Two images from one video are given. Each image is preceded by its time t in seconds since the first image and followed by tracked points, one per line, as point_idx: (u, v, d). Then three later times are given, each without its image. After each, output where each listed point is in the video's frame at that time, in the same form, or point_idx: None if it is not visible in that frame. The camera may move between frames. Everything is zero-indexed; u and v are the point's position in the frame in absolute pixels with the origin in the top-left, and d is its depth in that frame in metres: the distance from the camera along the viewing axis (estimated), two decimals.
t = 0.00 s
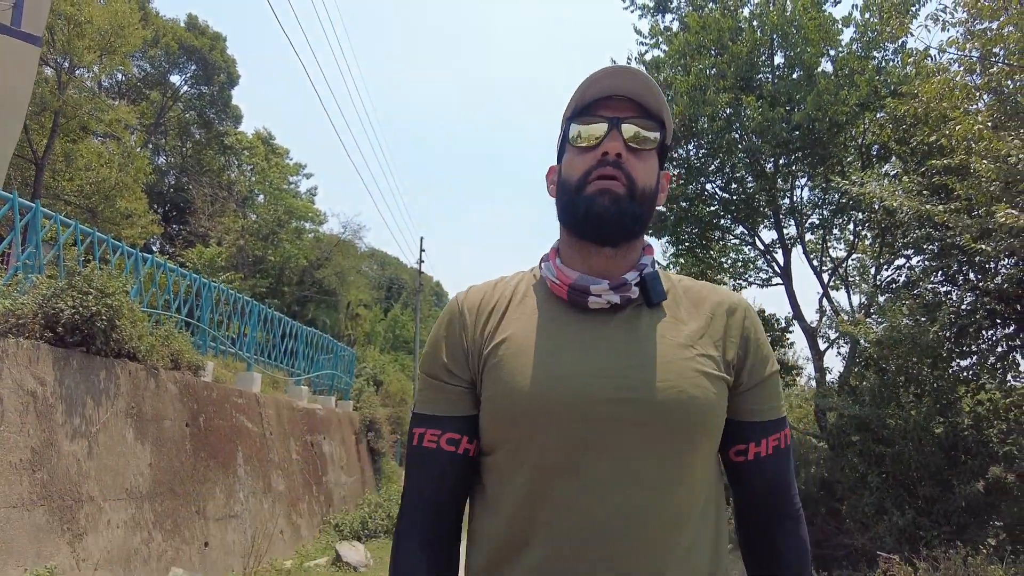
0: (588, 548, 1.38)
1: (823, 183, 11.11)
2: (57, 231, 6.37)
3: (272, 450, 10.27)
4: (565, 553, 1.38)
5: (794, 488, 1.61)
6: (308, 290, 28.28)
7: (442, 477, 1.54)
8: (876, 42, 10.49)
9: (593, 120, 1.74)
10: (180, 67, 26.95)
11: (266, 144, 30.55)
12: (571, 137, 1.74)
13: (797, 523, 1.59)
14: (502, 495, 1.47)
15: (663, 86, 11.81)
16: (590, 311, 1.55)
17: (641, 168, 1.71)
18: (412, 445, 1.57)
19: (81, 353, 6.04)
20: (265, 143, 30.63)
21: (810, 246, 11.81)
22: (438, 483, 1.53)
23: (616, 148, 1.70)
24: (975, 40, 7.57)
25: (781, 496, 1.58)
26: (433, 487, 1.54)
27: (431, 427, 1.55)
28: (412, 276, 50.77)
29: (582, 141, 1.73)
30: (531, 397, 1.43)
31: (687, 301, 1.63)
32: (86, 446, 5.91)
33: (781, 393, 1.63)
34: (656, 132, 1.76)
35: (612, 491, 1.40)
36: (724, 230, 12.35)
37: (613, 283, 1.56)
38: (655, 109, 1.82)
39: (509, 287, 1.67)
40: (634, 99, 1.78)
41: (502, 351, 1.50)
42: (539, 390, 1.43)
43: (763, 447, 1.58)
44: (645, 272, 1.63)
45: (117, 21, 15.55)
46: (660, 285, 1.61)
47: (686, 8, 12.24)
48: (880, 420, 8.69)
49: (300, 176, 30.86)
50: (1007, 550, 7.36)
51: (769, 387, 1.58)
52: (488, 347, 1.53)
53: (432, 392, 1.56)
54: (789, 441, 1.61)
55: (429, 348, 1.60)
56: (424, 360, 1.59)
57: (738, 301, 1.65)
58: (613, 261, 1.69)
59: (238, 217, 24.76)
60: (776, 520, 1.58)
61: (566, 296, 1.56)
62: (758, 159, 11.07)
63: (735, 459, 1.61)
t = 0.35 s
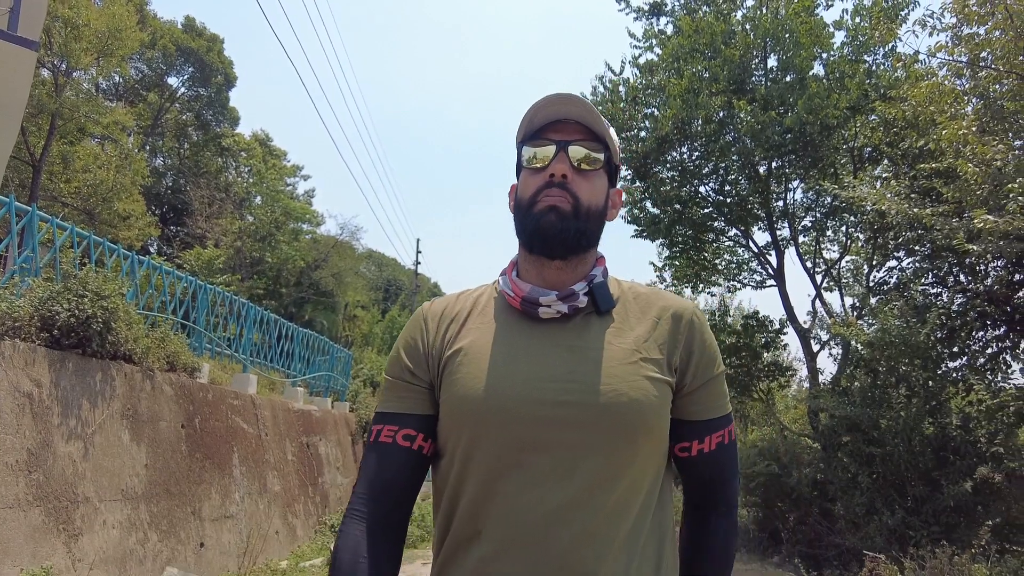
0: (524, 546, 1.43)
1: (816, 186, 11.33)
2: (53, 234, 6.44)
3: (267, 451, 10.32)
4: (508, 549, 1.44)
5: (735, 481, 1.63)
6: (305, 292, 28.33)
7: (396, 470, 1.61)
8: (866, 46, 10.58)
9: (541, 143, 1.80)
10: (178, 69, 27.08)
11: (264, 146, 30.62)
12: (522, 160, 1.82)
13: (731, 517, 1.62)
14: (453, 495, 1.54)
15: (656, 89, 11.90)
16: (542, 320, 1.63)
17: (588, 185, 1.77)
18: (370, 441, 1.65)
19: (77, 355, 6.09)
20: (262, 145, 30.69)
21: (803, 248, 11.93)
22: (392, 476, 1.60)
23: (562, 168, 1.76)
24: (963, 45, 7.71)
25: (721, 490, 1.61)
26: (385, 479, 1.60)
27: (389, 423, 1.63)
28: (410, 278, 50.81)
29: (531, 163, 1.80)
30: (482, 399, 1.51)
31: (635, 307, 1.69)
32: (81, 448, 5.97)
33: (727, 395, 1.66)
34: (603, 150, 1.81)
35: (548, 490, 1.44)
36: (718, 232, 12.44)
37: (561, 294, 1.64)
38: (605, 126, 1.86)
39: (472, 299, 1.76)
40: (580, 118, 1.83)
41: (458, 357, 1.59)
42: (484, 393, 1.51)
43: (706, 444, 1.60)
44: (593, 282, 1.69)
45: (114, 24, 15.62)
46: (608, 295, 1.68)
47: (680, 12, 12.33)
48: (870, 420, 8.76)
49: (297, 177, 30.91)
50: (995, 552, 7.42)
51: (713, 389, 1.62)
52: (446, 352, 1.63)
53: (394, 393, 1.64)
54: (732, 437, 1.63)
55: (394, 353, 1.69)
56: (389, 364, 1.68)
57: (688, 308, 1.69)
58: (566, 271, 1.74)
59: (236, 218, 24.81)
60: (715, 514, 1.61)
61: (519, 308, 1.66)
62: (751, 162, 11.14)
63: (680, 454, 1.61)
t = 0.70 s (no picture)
0: (502, 531, 1.52)
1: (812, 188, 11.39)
2: (55, 236, 6.53)
3: (266, 451, 10.40)
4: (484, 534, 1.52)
5: (693, 486, 1.78)
6: (304, 293, 28.41)
7: (391, 463, 1.64)
8: (860, 49, 10.68)
9: (522, 160, 1.89)
10: (178, 71, 27.23)
11: (264, 147, 30.72)
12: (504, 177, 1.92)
13: (695, 521, 1.75)
14: (433, 484, 1.61)
15: (653, 92, 11.98)
16: (522, 325, 1.71)
17: (564, 203, 1.86)
18: (363, 437, 1.66)
19: (78, 356, 6.17)
20: (262, 146, 30.79)
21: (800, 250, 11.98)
22: (388, 469, 1.64)
23: (539, 186, 1.86)
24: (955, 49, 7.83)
25: (682, 494, 1.74)
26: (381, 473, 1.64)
27: (383, 419, 1.65)
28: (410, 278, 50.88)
29: (512, 178, 1.89)
30: (464, 394, 1.58)
31: (606, 319, 1.80)
32: (83, 447, 6.04)
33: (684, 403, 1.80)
34: (581, 170, 1.88)
35: (526, 479, 1.53)
36: (715, 233, 12.51)
37: (542, 301, 1.72)
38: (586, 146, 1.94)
39: (456, 300, 1.82)
40: (562, 137, 1.89)
41: (444, 354, 1.65)
42: (469, 388, 1.58)
43: (666, 449, 1.74)
44: (571, 292, 1.78)
45: (115, 26, 15.70)
46: (583, 304, 1.77)
47: (677, 15, 12.42)
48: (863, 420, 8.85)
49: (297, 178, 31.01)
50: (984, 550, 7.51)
51: (674, 396, 1.76)
52: (433, 349, 1.68)
53: (383, 387, 1.67)
54: (690, 446, 1.78)
55: (382, 348, 1.72)
56: (377, 359, 1.71)
57: (650, 322, 1.82)
58: (542, 281, 1.82)
59: (235, 219, 24.89)
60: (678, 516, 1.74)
61: (503, 311, 1.72)
62: (747, 164, 11.22)
63: (642, 459, 1.76)
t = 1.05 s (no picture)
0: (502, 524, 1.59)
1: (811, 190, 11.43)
2: (59, 238, 6.62)
3: (268, 450, 10.47)
4: (478, 528, 1.59)
5: (673, 491, 1.84)
6: (304, 293, 28.49)
7: (390, 447, 1.68)
8: (857, 53, 10.76)
9: (521, 185, 1.97)
10: (178, 71, 27.40)
11: (264, 147, 30.81)
12: (507, 200, 2.00)
13: (673, 523, 1.80)
14: (430, 479, 1.66)
15: (652, 95, 12.05)
16: (525, 330, 1.79)
17: (561, 224, 1.93)
18: (367, 417, 1.70)
19: (83, 356, 6.24)
20: (263, 147, 30.88)
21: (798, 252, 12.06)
22: (386, 452, 1.67)
23: (537, 210, 1.93)
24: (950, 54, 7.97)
25: (659, 495, 1.82)
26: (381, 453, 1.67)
27: (388, 402, 1.69)
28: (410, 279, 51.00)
29: (513, 202, 1.97)
30: (466, 392, 1.65)
31: (601, 332, 1.90)
32: (87, 446, 6.12)
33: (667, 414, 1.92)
34: (577, 193, 1.94)
35: (522, 475, 1.61)
36: (714, 235, 12.57)
37: (544, 311, 1.81)
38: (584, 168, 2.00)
39: (461, 302, 1.89)
40: (558, 162, 1.95)
41: (452, 351, 1.72)
42: (470, 388, 1.65)
43: (647, 452, 1.83)
44: (571, 306, 1.87)
45: (116, 28, 15.77)
46: (580, 317, 1.87)
47: (676, 18, 12.50)
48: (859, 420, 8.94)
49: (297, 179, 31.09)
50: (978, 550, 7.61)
51: (658, 407, 1.86)
52: (441, 346, 1.75)
53: (392, 374, 1.72)
54: (670, 452, 1.87)
55: (392, 338, 1.78)
56: (387, 346, 1.76)
57: (634, 337, 1.94)
58: (545, 293, 1.88)
59: (235, 220, 24.97)
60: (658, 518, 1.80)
61: (508, 316, 1.80)
62: (745, 167, 11.29)
63: (624, 461, 1.84)
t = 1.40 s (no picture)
0: (510, 510, 1.64)
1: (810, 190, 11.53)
2: (64, 238, 6.68)
3: (269, 449, 10.53)
4: (489, 515, 1.65)
5: (681, 484, 1.88)
6: (305, 293, 28.55)
7: (404, 431, 1.73)
8: (857, 55, 10.83)
9: (531, 192, 2.01)
10: (179, 71, 27.49)
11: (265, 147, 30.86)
12: (518, 208, 2.04)
13: (678, 511, 1.83)
14: (442, 468, 1.73)
15: (652, 95, 12.10)
16: (535, 329, 1.84)
17: (571, 229, 1.96)
18: (383, 404, 1.74)
19: (87, 355, 6.28)
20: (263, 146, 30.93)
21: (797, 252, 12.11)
22: (402, 435, 1.73)
23: (548, 217, 1.97)
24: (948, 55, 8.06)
25: (665, 486, 1.85)
26: (399, 436, 1.72)
27: (400, 392, 1.76)
28: (410, 278, 51.10)
29: (524, 209, 2.01)
30: (476, 385, 1.70)
31: (608, 332, 1.94)
32: (91, 444, 6.17)
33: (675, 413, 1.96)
34: (587, 200, 1.97)
35: (530, 462, 1.66)
36: (713, 235, 12.63)
37: (553, 309, 1.86)
38: (592, 174, 2.03)
39: (474, 302, 1.95)
40: (568, 170, 1.98)
41: (464, 346, 1.77)
42: (478, 380, 1.70)
43: (654, 446, 1.88)
44: (580, 306, 1.92)
45: (119, 28, 15.82)
46: (589, 317, 1.91)
47: (676, 19, 12.55)
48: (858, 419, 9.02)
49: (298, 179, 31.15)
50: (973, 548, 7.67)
51: (665, 404, 1.91)
52: (455, 341, 1.80)
53: (408, 367, 1.78)
54: (677, 448, 1.91)
55: (407, 337, 1.84)
56: (401, 344, 1.83)
57: (642, 337, 1.98)
58: (556, 294, 1.94)
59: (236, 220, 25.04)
60: (665, 505, 1.84)
61: (518, 315, 1.85)
62: (745, 167, 11.35)
63: (634, 456, 1.89)
